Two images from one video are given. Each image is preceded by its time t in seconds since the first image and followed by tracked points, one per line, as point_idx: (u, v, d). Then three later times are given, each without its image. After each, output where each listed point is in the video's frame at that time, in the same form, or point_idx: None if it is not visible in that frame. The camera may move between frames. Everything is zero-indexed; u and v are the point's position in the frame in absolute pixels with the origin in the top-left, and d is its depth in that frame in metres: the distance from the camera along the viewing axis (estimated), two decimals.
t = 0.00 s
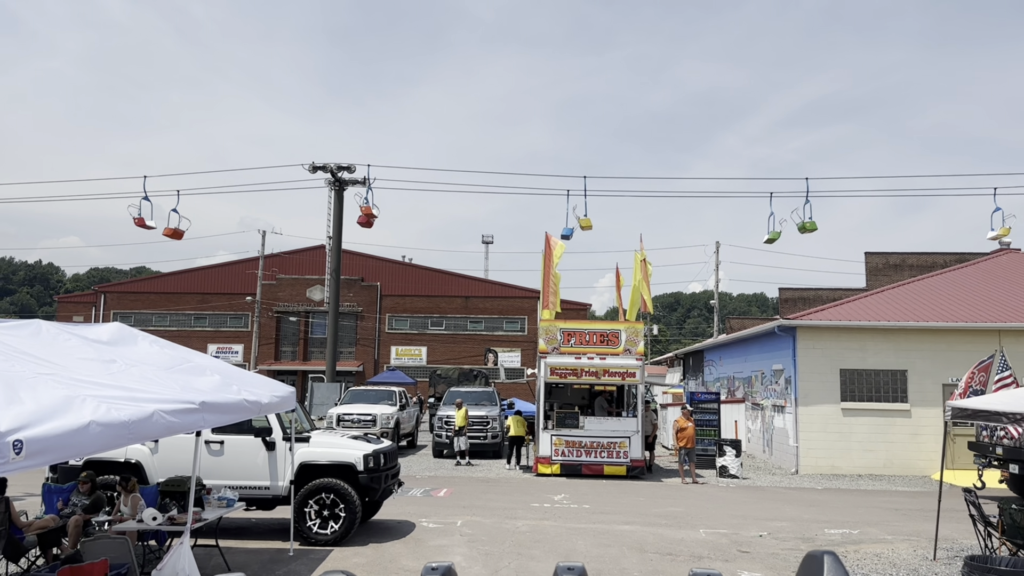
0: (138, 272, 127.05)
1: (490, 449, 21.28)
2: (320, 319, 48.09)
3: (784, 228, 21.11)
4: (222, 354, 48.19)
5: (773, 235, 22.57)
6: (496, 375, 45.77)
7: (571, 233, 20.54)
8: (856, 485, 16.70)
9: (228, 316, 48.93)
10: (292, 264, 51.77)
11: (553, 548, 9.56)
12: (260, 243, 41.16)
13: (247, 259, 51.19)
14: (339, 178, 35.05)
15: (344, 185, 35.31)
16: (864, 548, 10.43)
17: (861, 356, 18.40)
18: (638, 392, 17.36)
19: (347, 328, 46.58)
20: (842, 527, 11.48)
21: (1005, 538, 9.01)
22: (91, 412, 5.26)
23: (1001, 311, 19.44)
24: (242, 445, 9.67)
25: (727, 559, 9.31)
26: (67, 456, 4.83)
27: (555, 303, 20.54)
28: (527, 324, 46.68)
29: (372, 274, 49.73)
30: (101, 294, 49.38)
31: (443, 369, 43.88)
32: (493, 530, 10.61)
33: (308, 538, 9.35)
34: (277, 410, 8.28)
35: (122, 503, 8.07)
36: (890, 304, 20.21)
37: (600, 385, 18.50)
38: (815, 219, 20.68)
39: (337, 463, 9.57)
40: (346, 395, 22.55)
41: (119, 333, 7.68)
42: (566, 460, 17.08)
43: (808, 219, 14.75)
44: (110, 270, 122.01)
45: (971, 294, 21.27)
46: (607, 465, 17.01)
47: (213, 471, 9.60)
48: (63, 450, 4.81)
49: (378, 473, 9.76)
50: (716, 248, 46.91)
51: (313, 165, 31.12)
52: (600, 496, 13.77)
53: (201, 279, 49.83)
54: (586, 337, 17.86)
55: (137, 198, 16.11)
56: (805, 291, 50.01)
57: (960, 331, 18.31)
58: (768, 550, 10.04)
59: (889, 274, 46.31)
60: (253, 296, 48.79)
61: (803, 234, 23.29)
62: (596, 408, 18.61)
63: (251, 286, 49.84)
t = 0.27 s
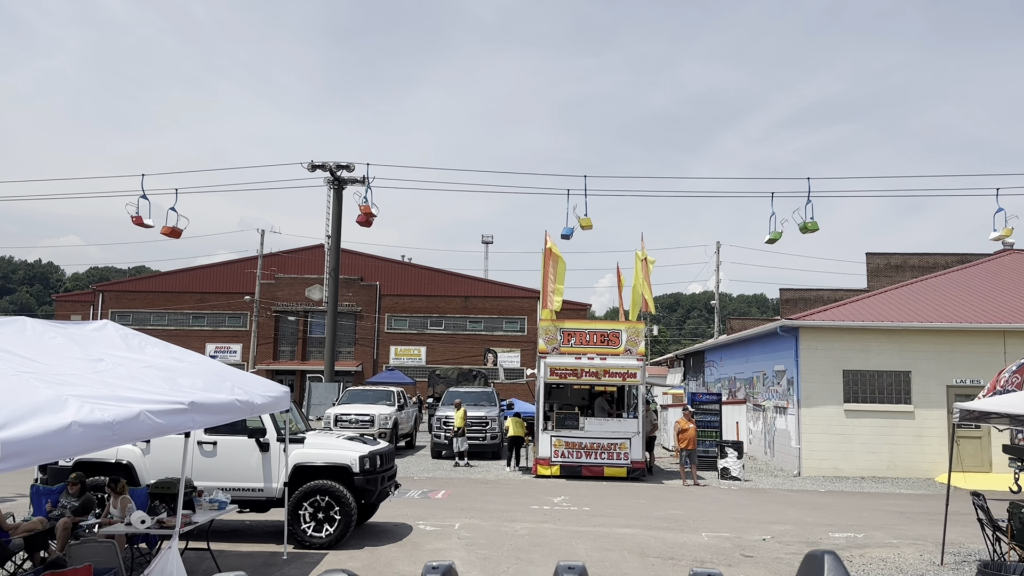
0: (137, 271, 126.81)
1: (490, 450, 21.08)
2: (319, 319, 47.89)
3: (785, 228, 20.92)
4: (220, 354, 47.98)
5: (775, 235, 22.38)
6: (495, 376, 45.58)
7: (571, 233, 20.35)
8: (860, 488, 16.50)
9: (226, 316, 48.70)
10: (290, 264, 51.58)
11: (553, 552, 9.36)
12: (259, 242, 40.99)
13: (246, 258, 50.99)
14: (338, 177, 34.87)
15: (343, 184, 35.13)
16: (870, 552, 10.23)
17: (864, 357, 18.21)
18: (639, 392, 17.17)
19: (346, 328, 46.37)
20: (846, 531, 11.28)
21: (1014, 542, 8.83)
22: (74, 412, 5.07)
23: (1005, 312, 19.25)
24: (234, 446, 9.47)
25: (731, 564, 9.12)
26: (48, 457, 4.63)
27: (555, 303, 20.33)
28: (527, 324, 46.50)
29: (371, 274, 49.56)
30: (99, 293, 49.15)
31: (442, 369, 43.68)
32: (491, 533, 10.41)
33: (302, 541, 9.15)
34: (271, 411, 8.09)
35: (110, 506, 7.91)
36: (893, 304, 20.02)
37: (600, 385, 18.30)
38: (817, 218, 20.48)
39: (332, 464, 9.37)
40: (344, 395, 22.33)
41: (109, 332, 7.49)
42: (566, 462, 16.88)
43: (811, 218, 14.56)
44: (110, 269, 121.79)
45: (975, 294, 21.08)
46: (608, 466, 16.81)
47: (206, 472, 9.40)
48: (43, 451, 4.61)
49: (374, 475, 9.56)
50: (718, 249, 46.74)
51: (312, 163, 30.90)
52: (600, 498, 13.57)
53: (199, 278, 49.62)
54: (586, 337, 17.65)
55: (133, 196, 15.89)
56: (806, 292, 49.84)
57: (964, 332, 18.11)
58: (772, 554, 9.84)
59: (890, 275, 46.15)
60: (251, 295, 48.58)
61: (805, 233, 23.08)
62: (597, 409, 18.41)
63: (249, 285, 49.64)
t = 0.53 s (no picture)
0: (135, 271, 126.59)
1: (487, 451, 20.88)
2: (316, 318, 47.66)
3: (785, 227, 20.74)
4: (217, 353, 47.77)
5: (774, 234, 22.22)
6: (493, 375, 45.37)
7: (569, 232, 20.19)
8: (862, 490, 16.31)
9: (223, 315, 48.45)
10: (288, 263, 51.40)
11: (551, 555, 9.15)
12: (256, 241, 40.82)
13: (243, 257, 50.79)
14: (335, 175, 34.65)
15: (340, 183, 34.93)
16: (874, 556, 10.03)
17: (866, 356, 18.02)
18: (638, 392, 16.99)
19: (343, 327, 46.15)
20: (849, 533, 11.12)
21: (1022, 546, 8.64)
22: (52, 412, 4.88)
23: (1006, 312, 19.06)
24: (225, 447, 9.26)
25: (732, 568, 8.92)
26: (24, 459, 4.42)
27: (553, 302, 20.14)
28: (525, 323, 46.32)
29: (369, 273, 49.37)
30: (96, 292, 48.92)
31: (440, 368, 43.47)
32: (488, 536, 10.20)
33: (294, 544, 8.95)
34: (261, 411, 7.89)
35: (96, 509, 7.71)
36: (894, 303, 19.84)
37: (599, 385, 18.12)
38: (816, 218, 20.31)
39: (326, 466, 9.17)
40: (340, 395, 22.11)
41: (95, 330, 7.29)
42: (564, 462, 16.69)
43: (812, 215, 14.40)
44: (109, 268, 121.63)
45: (976, 294, 20.89)
46: (606, 466, 16.61)
47: (197, 474, 9.20)
48: (18, 453, 4.40)
49: (368, 476, 9.35)
50: (717, 248, 46.54)
51: (310, 162, 30.77)
52: (599, 500, 13.37)
53: (196, 277, 49.43)
54: (584, 336, 17.46)
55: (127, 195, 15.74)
56: (805, 292, 49.64)
57: (967, 331, 17.91)
58: (774, 557, 9.64)
59: (890, 275, 45.96)
60: (248, 294, 48.36)
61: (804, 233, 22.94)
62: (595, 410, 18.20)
63: (246, 284, 49.43)
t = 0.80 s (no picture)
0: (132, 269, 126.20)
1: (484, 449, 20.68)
2: (312, 316, 47.40)
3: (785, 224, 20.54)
4: (212, 351, 47.52)
5: (774, 231, 22.06)
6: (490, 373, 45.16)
7: (566, 229, 19.99)
8: (862, 489, 16.13)
9: (218, 313, 48.19)
10: (283, 260, 51.15)
11: (548, 557, 8.94)
12: (251, 239, 40.56)
13: (239, 255, 50.53)
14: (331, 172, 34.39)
15: (336, 180, 34.67)
16: (878, 557, 9.84)
17: (866, 354, 17.84)
18: (637, 391, 16.79)
19: (339, 325, 45.91)
20: (852, 534, 10.94)
21: None
22: (25, 412, 4.64)
23: (1008, 309, 18.88)
24: (214, 447, 9.04)
25: (734, 571, 8.72)
26: None
27: (550, 299, 19.91)
28: (522, 321, 46.10)
29: (365, 271, 49.12)
30: (90, 290, 48.64)
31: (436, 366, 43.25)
32: (484, 538, 9.99)
33: (285, 547, 8.74)
34: (250, 410, 7.66)
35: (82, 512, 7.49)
36: (895, 300, 19.65)
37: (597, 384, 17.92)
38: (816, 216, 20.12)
39: (317, 466, 8.95)
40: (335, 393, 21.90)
41: (77, 326, 7.05)
42: (561, 462, 16.49)
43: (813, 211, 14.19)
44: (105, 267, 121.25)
45: (977, 291, 20.71)
46: (604, 466, 16.41)
47: (185, 475, 8.98)
48: None
49: (361, 477, 9.13)
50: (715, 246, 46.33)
51: (305, 159, 30.56)
52: (597, 500, 13.17)
53: (191, 275, 49.16)
54: (582, 334, 17.25)
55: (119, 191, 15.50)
56: (803, 289, 49.48)
57: (968, 329, 17.72)
58: (776, 560, 9.45)
59: (888, 272, 45.82)
60: (244, 292, 48.10)
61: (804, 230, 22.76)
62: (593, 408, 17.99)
63: (242, 282, 49.17)
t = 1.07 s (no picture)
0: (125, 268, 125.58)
1: (479, 448, 20.46)
2: (306, 314, 47.12)
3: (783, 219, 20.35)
4: (205, 349, 47.20)
5: (770, 227, 21.89)
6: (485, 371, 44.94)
7: (562, 226, 19.78)
8: (861, 487, 15.96)
9: (211, 310, 47.86)
10: (277, 258, 50.86)
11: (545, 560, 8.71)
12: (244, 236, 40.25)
13: (232, 252, 50.22)
14: (324, 169, 34.12)
15: (329, 176, 34.39)
16: (881, 558, 9.64)
17: (865, 351, 17.66)
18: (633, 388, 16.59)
19: (334, 323, 45.64)
20: (854, 534, 10.74)
21: None
22: None
23: (1007, 305, 18.71)
24: (201, 447, 8.80)
25: (734, 573, 8.51)
26: None
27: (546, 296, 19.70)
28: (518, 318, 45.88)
29: (360, 268, 48.84)
30: (82, 288, 48.28)
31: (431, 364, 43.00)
32: (479, 539, 9.77)
33: (274, 549, 8.51)
34: (236, 409, 7.42)
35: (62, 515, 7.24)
36: (894, 297, 19.48)
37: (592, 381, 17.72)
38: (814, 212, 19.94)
39: (308, 467, 8.73)
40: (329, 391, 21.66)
41: (55, 323, 6.80)
42: (557, 460, 16.28)
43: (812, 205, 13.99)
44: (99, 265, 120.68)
45: (976, 288, 20.54)
46: (600, 464, 16.21)
47: (171, 475, 8.74)
48: None
49: (352, 477, 8.90)
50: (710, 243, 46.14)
51: (299, 155, 30.32)
52: (593, 499, 12.96)
53: (184, 272, 48.84)
54: (578, 331, 17.04)
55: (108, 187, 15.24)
56: (799, 286, 49.36)
57: (967, 325, 17.55)
58: (777, 561, 9.25)
59: (883, 269, 45.74)
60: (237, 289, 47.78)
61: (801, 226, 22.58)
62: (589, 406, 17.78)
63: (235, 279, 48.87)
